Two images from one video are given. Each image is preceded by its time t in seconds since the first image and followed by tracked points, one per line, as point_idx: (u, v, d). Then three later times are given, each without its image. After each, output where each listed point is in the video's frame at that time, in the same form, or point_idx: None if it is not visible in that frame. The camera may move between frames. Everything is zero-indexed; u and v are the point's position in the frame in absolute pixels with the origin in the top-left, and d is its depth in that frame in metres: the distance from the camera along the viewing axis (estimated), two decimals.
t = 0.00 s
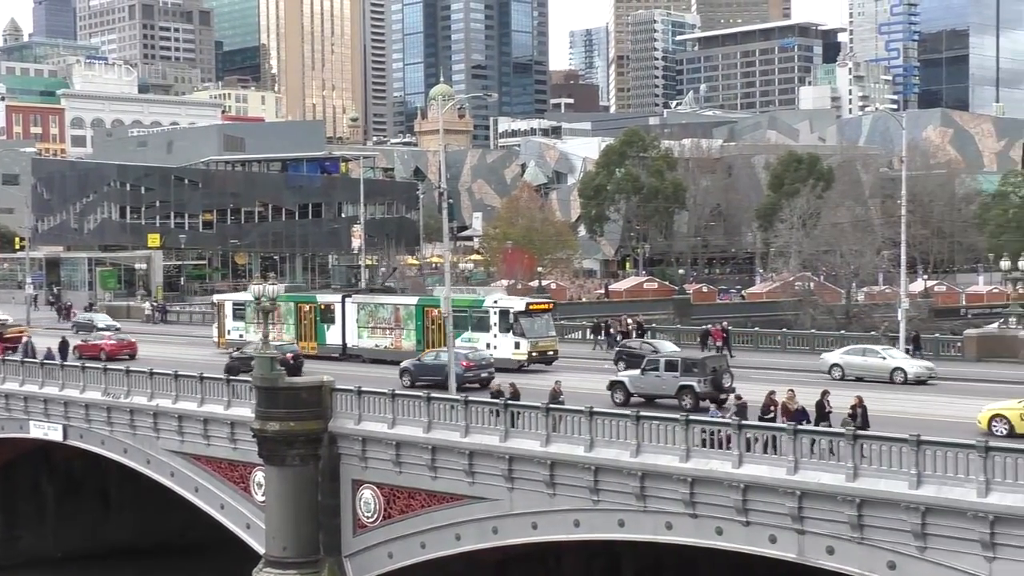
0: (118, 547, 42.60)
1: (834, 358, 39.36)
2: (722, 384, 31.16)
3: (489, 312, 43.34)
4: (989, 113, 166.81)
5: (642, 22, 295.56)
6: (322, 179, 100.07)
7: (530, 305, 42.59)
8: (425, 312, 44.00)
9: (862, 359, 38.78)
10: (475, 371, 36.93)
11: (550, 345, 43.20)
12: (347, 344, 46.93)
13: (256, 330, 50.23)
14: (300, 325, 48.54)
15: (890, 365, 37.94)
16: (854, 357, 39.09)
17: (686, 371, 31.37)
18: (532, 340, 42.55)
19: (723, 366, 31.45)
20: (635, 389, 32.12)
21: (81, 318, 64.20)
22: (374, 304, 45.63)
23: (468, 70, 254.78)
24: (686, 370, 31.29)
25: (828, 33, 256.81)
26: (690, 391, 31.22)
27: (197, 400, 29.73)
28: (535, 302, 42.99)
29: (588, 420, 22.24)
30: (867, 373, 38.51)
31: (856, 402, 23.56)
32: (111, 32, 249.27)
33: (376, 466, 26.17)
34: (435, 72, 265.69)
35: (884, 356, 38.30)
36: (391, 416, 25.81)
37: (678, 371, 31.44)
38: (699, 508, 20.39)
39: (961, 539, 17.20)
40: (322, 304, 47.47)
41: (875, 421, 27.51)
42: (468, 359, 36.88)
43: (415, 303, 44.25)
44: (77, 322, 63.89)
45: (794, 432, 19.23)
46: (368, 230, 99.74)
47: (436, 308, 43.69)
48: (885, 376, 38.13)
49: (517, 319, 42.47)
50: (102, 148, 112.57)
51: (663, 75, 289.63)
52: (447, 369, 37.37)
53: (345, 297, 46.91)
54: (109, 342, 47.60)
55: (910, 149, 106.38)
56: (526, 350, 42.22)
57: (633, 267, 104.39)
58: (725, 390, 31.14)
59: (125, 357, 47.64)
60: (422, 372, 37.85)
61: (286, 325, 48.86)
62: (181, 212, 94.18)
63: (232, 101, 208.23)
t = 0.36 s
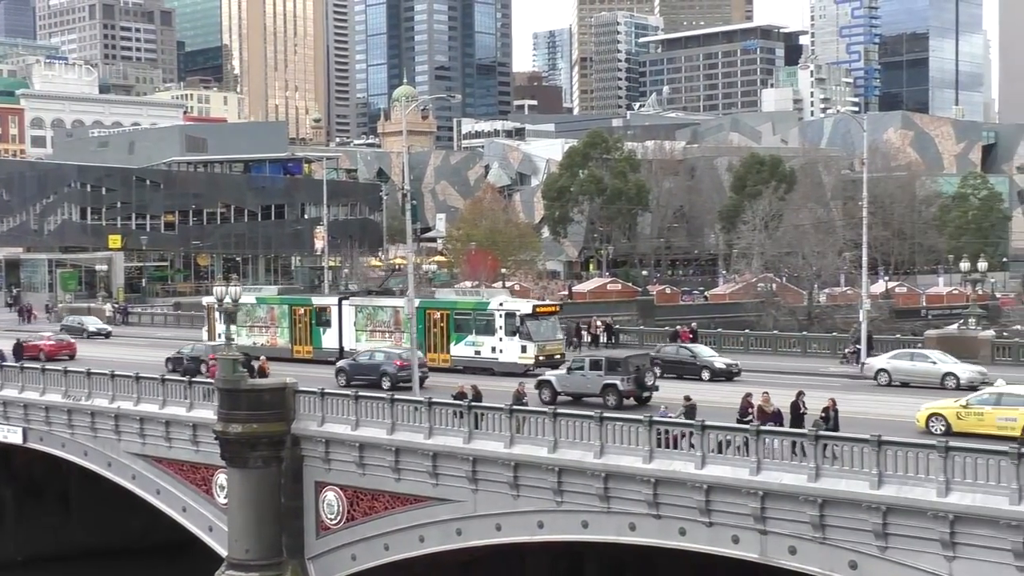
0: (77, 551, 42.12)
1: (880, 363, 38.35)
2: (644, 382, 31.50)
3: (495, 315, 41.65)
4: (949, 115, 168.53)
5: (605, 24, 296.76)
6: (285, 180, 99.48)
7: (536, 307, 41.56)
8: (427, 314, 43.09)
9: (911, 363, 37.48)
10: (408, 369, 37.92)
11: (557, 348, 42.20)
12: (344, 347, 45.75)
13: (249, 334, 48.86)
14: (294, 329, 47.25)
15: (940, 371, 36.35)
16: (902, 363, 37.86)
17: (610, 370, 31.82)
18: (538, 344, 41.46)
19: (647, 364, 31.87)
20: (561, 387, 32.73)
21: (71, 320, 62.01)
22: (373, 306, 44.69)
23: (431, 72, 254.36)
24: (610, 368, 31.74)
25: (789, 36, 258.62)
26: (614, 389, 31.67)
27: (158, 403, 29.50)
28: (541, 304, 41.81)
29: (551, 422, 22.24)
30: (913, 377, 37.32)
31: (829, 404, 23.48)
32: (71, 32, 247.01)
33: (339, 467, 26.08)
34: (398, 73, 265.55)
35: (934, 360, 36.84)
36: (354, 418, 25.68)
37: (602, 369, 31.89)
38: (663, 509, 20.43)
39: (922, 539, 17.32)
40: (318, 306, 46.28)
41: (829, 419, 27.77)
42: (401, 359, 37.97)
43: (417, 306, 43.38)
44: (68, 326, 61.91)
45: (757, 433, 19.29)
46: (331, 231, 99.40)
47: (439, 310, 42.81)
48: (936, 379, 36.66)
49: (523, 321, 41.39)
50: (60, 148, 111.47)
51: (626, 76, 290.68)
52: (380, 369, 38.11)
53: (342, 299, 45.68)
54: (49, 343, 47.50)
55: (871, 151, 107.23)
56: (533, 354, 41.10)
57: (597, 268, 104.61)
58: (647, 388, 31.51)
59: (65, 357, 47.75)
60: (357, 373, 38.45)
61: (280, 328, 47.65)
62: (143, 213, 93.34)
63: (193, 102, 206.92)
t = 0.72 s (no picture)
0: (38, 554, 41.65)
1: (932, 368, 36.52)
2: (571, 381, 33.14)
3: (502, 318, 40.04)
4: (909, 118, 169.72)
5: (569, 26, 297.36)
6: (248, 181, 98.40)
7: (546, 310, 39.95)
8: (431, 317, 41.76)
9: (966, 369, 35.77)
10: (342, 370, 38.53)
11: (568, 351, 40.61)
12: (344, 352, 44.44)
13: (242, 337, 47.07)
14: (290, 332, 45.76)
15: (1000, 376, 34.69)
16: (955, 366, 36.15)
17: (536, 370, 33.30)
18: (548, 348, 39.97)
19: (573, 365, 33.47)
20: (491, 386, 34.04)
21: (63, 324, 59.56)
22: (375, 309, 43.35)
23: (395, 73, 253.59)
24: (537, 368, 33.18)
25: (752, 39, 259.88)
26: (540, 388, 33.11)
27: (120, 405, 29.29)
28: (551, 307, 40.22)
29: (515, 425, 22.23)
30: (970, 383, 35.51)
31: (805, 405, 23.90)
32: (32, 32, 244.67)
33: (302, 470, 25.95)
34: (362, 75, 265.17)
35: (991, 366, 35.19)
36: (318, 420, 25.57)
37: (529, 369, 33.35)
38: (627, 510, 20.47)
39: (884, 539, 17.42)
40: (317, 310, 44.81)
41: (788, 421, 28.11)
42: (335, 359, 38.60)
43: (421, 310, 42.01)
44: (60, 331, 59.53)
45: (720, 434, 19.36)
46: (294, 233, 98.95)
47: (444, 313, 41.40)
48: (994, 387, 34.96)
49: (533, 324, 39.89)
50: (20, 149, 110.47)
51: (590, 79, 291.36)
52: (315, 369, 38.69)
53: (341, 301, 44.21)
54: None
55: (833, 153, 108.00)
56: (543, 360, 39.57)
57: (561, 270, 104.83)
58: (572, 387, 33.16)
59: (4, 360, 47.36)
60: (293, 372, 39.06)
61: (277, 333, 45.98)
62: (105, 214, 92.57)
63: (156, 103, 205.50)
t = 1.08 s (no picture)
0: None
1: (991, 373, 34.99)
2: (498, 380, 33.69)
3: (512, 321, 39.01)
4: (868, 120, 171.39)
5: (532, 27, 297.93)
6: (210, 183, 97.98)
7: (559, 312, 38.77)
8: (438, 320, 40.56)
9: None
10: (275, 370, 39.13)
11: (579, 356, 39.37)
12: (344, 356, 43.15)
13: (236, 340, 46.14)
14: (288, 335, 44.56)
15: None
16: (1015, 371, 34.58)
17: (464, 369, 33.77)
18: (561, 351, 38.65)
19: (499, 364, 34.01)
20: (421, 386, 34.26)
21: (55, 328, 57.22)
22: (378, 312, 41.89)
23: (358, 75, 253.11)
24: (464, 368, 33.66)
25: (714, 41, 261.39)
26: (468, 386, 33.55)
27: (81, 408, 29.07)
28: (563, 309, 39.02)
29: (478, 426, 22.21)
30: None
31: (779, 407, 23.74)
32: None
33: (264, 473, 25.81)
34: (324, 76, 264.88)
35: None
36: (280, 422, 25.50)
37: (457, 368, 33.78)
38: (590, 512, 20.51)
39: (845, 540, 17.50)
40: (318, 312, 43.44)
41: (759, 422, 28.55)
42: (268, 359, 39.20)
43: (426, 311, 40.82)
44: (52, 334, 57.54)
45: (683, 435, 19.42)
46: (256, 233, 98.53)
47: (452, 316, 40.27)
48: None
49: (545, 326, 38.60)
50: None
51: (553, 81, 292.13)
52: (249, 369, 39.41)
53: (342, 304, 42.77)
54: None
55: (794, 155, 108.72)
56: (556, 362, 38.30)
57: (524, 271, 105.01)
58: (499, 386, 33.68)
59: None
60: (227, 372, 39.85)
61: (273, 335, 44.90)
62: (65, 216, 91.78)
63: (116, 104, 204.04)
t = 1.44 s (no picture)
0: None
1: None
2: (429, 379, 34.42)
3: (527, 323, 38.22)
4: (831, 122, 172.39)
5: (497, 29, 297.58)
6: (174, 184, 97.06)
7: (575, 314, 38.18)
8: (447, 322, 39.56)
9: None
10: (210, 370, 39.55)
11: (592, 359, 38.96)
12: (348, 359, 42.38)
13: (236, 343, 45.60)
14: (290, 338, 43.77)
15: None
16: None
17: (394, 369, 34.60)
18: (576, 355, 38.15)
19: (428, 365, 34.85)
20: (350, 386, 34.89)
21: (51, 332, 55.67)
22: (384, 314, 41.11)
23: (323, 75, 252.05)
24: (395, 367, 34.49)
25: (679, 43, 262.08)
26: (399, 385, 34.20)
27: (42, 410, 28.79)
28: (579, 311, 38.50)
29: (443, 427, 22.18)
30: None
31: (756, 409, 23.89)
32: None
33: (229, 474, 25.68)
34: (289, 77, 264.10)
35: None
36: (244, 425, 25.40)
37: (388, 368, 34.60)
38: (556, 513, 20.52)
39: (810, 541, 17.57)
40: (322, 314, 42.56)
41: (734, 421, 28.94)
42: (203, 359, 39.64)
43: (435, 314, 39.86)
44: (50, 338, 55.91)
45: (647, 436, 19.49)
46: (221, 235, 97.13)
47: (462, 319, 39.22)
48: None
49: (560, 330, 38.04)
50: None
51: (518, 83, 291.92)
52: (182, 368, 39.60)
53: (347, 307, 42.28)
54: None
55: (758, 156, 109.24)
56: (573, 366, 37.81)
57: (489, 273, 104.98)
58: (431, 385, 34.42)
59: None
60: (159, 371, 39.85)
61: (274, 339, 44.12)
62: (27, 217, 90.75)
63: (79, 104, 202.34)
